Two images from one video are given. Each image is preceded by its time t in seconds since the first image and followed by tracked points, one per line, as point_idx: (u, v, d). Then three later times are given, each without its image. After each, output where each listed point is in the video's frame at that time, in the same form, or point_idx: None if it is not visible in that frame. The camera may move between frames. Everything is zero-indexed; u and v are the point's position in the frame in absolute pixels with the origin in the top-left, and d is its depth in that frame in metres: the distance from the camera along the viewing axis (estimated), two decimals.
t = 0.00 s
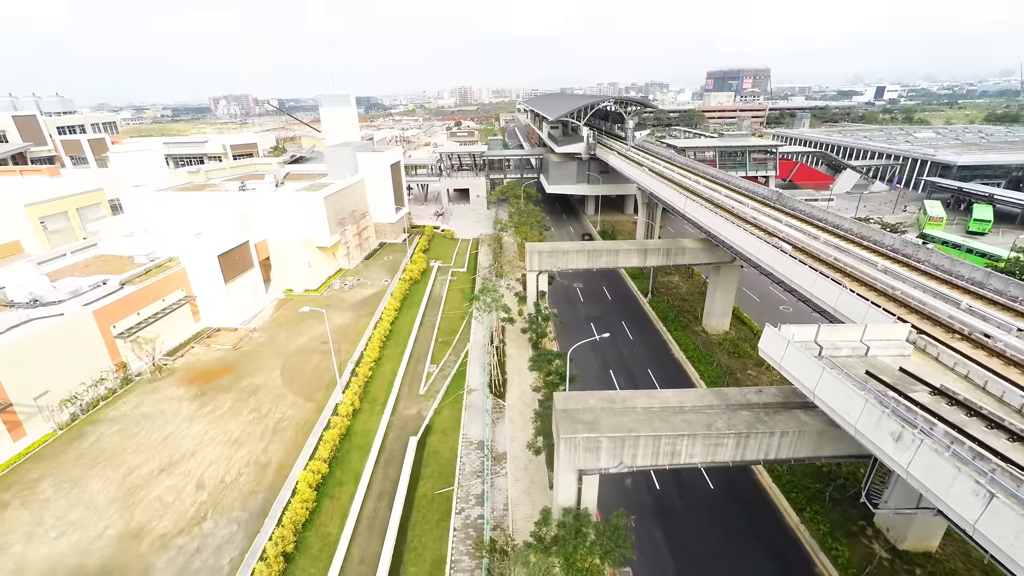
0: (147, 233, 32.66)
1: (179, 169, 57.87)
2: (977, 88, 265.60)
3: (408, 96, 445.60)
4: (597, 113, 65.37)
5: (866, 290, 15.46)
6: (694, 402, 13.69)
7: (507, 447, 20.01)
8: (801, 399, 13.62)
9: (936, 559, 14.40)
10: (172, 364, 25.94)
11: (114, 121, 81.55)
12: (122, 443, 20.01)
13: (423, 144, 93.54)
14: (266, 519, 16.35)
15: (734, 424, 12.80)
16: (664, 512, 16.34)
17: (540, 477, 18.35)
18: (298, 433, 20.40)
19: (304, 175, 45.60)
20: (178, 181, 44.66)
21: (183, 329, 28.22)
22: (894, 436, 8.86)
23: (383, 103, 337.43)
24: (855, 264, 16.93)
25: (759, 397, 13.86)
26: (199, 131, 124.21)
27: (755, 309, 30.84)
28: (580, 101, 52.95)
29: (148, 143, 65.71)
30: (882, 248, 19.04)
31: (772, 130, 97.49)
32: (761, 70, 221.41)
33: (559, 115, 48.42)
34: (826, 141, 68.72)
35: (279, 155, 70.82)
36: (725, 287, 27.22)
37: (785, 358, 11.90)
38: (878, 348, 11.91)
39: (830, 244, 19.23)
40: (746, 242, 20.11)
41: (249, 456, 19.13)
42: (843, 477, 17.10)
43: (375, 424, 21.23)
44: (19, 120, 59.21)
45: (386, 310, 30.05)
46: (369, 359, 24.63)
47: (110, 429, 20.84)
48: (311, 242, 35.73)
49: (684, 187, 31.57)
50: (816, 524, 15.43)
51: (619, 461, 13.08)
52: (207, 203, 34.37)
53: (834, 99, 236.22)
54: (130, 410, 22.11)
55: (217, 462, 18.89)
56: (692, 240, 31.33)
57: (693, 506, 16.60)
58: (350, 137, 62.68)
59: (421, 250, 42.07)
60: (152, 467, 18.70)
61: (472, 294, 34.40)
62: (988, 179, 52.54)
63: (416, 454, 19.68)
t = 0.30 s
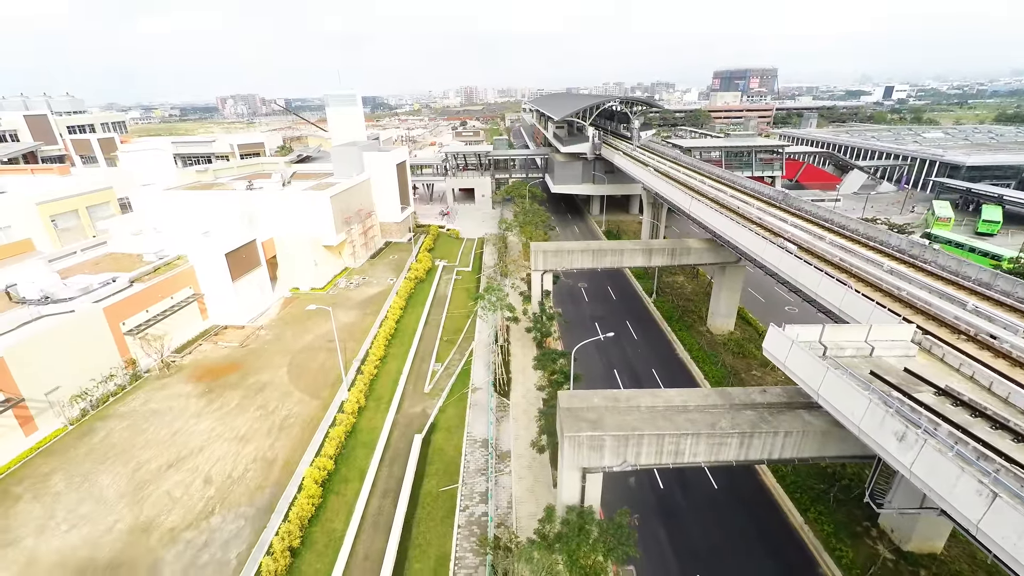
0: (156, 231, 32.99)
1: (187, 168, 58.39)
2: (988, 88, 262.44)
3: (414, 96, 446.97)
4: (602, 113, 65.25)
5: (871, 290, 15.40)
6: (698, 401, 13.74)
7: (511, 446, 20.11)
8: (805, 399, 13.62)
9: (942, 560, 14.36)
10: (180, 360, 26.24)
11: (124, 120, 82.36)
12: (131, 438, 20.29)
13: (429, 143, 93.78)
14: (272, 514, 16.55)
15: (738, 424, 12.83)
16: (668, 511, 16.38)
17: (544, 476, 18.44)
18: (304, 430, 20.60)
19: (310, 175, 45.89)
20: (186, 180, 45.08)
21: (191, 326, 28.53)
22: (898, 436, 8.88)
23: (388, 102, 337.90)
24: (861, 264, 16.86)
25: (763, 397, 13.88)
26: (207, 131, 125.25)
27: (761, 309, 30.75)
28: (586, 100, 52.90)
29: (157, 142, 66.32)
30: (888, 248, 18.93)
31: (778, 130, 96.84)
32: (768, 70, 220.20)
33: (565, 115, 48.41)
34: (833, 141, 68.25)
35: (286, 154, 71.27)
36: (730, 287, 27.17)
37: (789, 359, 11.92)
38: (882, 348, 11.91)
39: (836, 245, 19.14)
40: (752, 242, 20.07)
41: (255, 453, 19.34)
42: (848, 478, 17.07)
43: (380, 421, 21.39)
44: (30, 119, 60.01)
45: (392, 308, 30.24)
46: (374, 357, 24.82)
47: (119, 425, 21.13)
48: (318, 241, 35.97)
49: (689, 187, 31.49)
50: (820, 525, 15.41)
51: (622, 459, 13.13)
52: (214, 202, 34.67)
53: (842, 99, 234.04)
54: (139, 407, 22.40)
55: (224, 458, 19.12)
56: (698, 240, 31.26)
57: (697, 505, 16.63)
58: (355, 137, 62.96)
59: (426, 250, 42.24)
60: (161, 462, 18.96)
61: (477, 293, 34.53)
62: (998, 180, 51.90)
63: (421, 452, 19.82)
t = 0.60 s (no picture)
0: (169, 228, 33.50)
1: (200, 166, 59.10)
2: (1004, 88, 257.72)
3: (422, 95, 448.41)
4: (611, 112, 65.10)
5: (881, 292, 15.28)
6: (705, 401, 13.75)
7: (517, 444, 20.21)
8: (813, 400, 13.57)
9: (951, 564, 14.26)
10: (192, 356, 26.66)
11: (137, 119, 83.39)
12: (145, 431, 20.68)
13: (437, 142, 94.10)
14: (282, 508, 16.81)
15: (745, 424, 12.82)
16: (674, 511, 16.39)
17: (550, 474, 18.51)
18: (313, 426, 20.85)
19: (320, 173, 46.32)
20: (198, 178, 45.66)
21: (203, 322, 28.98)
22: (906, 437, 8.86)
23: (397, 102, 339.67)
24: (871, 265, 16.72)
25: (771, 397, 13.86)
26: (218, 130, 126.56)
27: (769, 310, 30.56)
28: (594, 100, 52.82)
29: (170, 141, 67.16)
30: (899, 250, 18.74)
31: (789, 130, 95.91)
32: (778, 70, 218.30)
33: (573, 114, 48.37)
34: (844, 141, 67.48)
35: (296, 153, 71.84)
36: (738, 288, 27.08)
37: (797, 358, 11.89)
38: (891, 349, 11.84)
39: (846, 246, 19.00)
40: (760, 242, 20.00)
41: (265, 447, 19.63)
42: (857, 481, 16.97)
43: (388, 418, 21.60)
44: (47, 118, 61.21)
45: (400, 306, 30.47)
46: (382, 354, 25.08)
47: (133, 418, 21.54)
48: (327, 239, 36.30)
49: (698, 187, 31.37)
50: (828, 527, 15.37)
51: (629, 458, 13.18)
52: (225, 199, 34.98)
53: (855, 99, 231.07)
54: (152, 401, 22.82)
55: (235, 452, 19.42)
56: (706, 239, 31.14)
57: (704, 505, 16.63)
58: (365, 136, 63.35)
59: (434, 248, 42.46)
60: (173, 455, 19.31)
61: (484, 292, 34.66)
62: (1014, 181, 50.96)
63: (428, 449, 19.99)
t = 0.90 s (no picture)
0: (187, 224, 34.23)
1: (218, 164, 60.18)
2: None
3: (436, 94, 450.12)
4: (624, 111, 64.76)
5: (898, 294, 15.04)
6: (716, 401, 13.69)
7: (527, 441, 20.30)
8: (826, 402, 13.44)
9: (967, 571, 14.01)
10: (209, 350, 27.23)
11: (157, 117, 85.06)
12: (164, 422, 21.21)
13: (451, 141, 94.48)
14: (295, 500, 17.14)
15: (756, 425, 12.73)
16: (684, 510, 16.35)
17: (560, 472, 18.57)
18: (326, 420, 21.18)
19: (335, 171, 46.87)
20: (216, 175, 46.48)
21: (219, 317, 29.59)
22: (920, 439, 8.77)
23: (410, 100, 341.28)
24: (888, 267, 16.46)
25: (783, 399, 13.76)
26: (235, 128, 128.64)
27: (783, 312, 30.19)
28: (608, 99, 52.59)
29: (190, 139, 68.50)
30: (918, 251, 18.40)
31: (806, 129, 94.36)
32: (796, 69, 214.88)
33: (586, 113, 48.24)
34: (863, 141, 66.19)
35: (311, 151, 72.74)
36: (752, 289, 26.83)
37: (810, 359, 11.78)
38: (907, 352, 11.69)
39: (863, 247, 18.70)
40: (775, 243, 19.82)
41: (280, 440, 20.00)
42: (871, 485, 16.77)
43: (399, 413, 21.86)
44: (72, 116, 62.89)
45: (412, 303, 30.76)
46: (394, 351, 25.36)
47: (152, 410, 22.11)
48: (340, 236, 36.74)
49: (712, 187, 31.10)
50: (840, 530, 15.21)
51: (638, 457, 13.20)
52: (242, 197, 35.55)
53: (875, 98, 226.17)
54: (170, 392, 23.39)
55: (251, 444, 19.83)
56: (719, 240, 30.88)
57: (713, 506, 16.56)
58: (379, 134, 63.89)
59: (446, 246, 42.72)
60: (191, 446, 19.78)
61: (496, 290, 34.79)
62: None
63: (439, 445, 20.18)
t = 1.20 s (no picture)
0: (207, 221, 34.98)
1: (237, 161, 61.29)
2: None
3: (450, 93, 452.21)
4: (640, 110, 64.31)
5: (918, 297, 14.76)
6: (729, 403, 13.59)
7: (538, 440, 20.37)
8: (842, 405, 13.26)
9: None
10: (227, 344, 27.83)
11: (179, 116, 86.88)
12: (183, 414, 21.77)
13: (465, 140, 94.85)
14: (309, 492, 17.47)
15: (769, 426, 12.62)
16: (694, 511, 16.28)
17: (570, 471, 18.60)
18: (339, 414, 21.51)
19: (351, 169, 47.41)
20: (235, 173, 47.31)
21: (237, 312, 30.20)
22: (938, 444, 8.63)
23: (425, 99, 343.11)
24: (908, 269, 16.12)
25: (797, 401, 13.61)
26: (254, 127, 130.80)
27: (799, 314, 29.76)
28: (623, 98, 52.29)
29: (210, 137, 69.85)
30: (940, 254, 18.00)
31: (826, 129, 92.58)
32: (816, 67, 210.96)
33: (601, 113, 48.04)
34: (885, 141, 64.76)
35: (327, 149, 73.65)
36: (768, 290, 26.51)
37: (826, 362, 11.62)
38: (926, 356, 11.48)
39: (882, 248, 18.37)
40: (791, 244, 19.57)
41: (294, 433, 20.38)
42: (888, 491, 16.48)
43: (412, 409, 22.09)
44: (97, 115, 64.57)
45: (425, 301, 31.01)
46: (407, 347, 25.62)
47: (172, 401, 22.69)
48: (355, 234, 37.17)
49: (728, 187, 30.76)
50: (855, 536, 14.99)
51: (649, 456, 13.18)
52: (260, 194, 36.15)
53: (899, 97, 220.71)
54: (189, 385, 23.98)
55: (266, 436, 20.24)
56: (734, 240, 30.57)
57: (724, 507, 16.46)
58: (394, 133, 64.40)
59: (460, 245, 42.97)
60: (208, 437, 20.27)
61: (508, 288, 34.89)
62: None
63: (450, 441, 20.36)
